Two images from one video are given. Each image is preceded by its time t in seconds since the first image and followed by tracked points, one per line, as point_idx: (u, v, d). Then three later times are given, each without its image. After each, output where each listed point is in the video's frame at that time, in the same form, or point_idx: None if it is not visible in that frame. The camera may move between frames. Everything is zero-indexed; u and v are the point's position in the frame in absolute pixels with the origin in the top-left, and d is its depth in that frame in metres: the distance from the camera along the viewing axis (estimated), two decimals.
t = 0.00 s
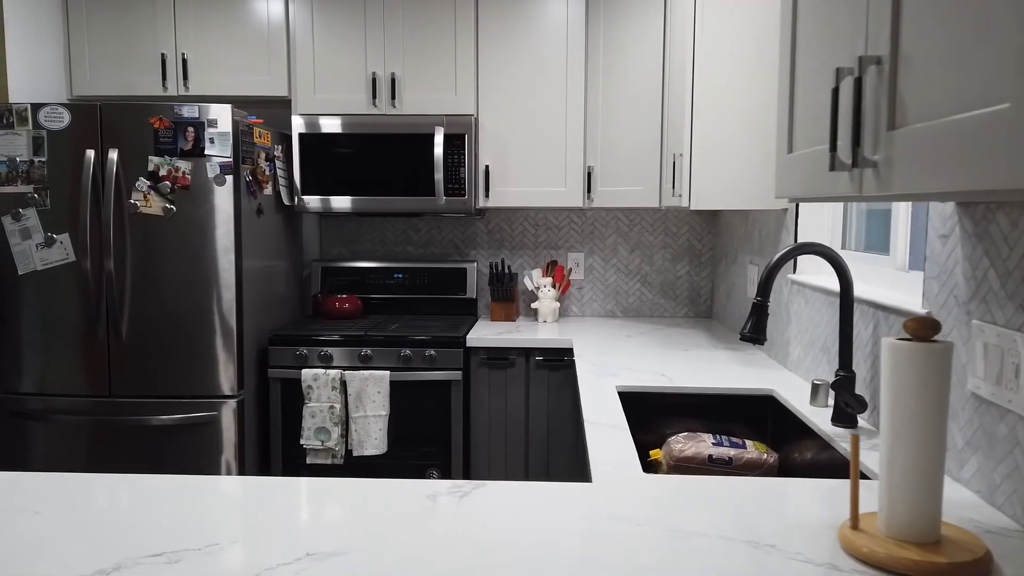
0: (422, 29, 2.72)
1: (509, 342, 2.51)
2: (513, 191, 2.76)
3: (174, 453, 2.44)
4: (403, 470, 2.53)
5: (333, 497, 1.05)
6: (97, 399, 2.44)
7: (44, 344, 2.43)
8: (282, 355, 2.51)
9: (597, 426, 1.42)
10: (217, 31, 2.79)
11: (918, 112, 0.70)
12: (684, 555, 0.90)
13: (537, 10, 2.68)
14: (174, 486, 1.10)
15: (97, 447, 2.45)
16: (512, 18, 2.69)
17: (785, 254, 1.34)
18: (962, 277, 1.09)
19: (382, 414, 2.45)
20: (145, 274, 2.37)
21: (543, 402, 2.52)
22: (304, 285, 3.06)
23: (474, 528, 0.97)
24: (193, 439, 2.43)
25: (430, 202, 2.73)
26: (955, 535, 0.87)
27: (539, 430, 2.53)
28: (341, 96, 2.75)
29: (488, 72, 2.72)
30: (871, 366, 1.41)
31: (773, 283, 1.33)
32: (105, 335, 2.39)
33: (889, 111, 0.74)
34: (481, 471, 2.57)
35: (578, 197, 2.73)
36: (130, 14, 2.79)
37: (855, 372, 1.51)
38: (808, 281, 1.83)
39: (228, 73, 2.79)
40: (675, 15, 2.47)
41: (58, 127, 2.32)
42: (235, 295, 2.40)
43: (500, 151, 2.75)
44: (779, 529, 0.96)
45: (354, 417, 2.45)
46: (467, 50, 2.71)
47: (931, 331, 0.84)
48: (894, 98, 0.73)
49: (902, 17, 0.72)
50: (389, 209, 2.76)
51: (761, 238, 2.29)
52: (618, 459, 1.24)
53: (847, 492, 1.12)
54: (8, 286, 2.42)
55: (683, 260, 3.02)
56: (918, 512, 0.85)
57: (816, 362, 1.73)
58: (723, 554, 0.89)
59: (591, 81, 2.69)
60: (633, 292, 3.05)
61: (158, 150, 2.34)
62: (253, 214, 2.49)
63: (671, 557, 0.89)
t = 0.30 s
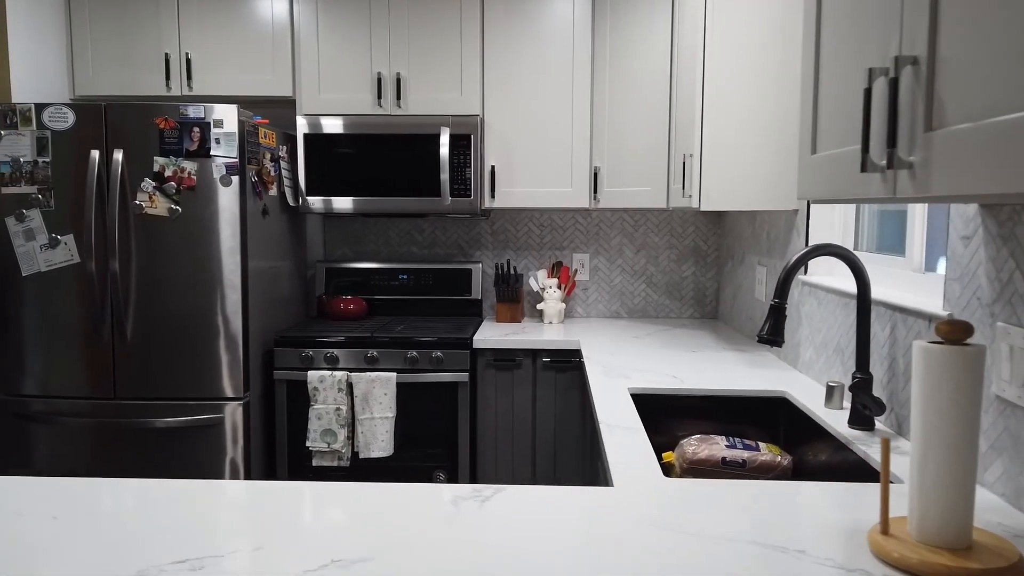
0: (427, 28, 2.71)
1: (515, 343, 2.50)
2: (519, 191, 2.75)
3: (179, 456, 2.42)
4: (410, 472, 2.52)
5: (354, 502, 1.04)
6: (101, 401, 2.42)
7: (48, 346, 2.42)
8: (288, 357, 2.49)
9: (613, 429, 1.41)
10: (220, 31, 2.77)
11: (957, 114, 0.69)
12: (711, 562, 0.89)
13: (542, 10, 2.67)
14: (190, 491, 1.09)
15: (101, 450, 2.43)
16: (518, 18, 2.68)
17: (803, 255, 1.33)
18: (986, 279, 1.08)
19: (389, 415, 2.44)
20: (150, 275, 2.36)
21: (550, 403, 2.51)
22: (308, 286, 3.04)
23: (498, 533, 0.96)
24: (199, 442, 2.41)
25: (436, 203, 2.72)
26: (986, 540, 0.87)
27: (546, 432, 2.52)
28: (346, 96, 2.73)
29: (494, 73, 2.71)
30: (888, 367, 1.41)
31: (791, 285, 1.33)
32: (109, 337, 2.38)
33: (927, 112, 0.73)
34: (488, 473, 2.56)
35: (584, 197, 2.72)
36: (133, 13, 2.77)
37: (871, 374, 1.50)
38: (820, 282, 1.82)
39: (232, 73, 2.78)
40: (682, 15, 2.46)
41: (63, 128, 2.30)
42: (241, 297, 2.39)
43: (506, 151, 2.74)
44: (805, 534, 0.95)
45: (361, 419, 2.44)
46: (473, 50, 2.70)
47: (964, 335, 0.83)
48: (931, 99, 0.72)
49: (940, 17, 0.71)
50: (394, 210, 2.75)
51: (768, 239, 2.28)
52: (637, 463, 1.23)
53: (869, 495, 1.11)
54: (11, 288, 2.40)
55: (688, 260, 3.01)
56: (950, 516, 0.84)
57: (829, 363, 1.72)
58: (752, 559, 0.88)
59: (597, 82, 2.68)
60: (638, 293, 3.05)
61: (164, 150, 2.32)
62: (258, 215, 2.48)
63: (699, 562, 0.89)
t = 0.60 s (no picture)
0: (436, 30, 2.70)
1: (525, 344, 2.50)
2: (528, 193, 2.74)
3: (188, 459, 2.42)
4: (419, 475, 2.51)
5: (377, 506, 1.04)
6: (111, 403, 2.42)
7: (57, 347, 2.41)
8: (297, 359, 2.49)
9: (631, 432, 1.40)
10: (229, 32, 2.77)
11: (994, 117, 0.69)
12: (740, 567, 0.88)
13: (552, 10, 2.66)
14: (211, 496, 1.09)
15: (110, 452, 2.43)
16: (527, 20, 2.68)
17: (822, 258, 1.32)
18: (1010, 282, 1.08)
19: (399, 417, 2.43)
20: (159, 277, 2.35)
21: (559, 405, 2.51)
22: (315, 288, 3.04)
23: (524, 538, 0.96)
24: (208, 444, 2.41)
25: (445, 205, 2.72)
26: (1017, 545, 0.86)
27: (556, 434, 2.52)
28: (355, 97, 2.73)
29: (503, 74, 2.71)
30: (907, 370, 1.40)
31: (810, 288, 1.32)
32: (119, 339, 2.37)
33: (963, 116, 0.73)
34: (498, 475, 2.55)
35: (593, 199, 2.72)
36: (141, 15, 2.77)
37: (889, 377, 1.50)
38: (834, 284, 1.82)
39: (240, 74, 2.78)
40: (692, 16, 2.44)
41: (73, 129, 2.30)
42: (251, 299, 2.38)
43: (515, 153, 2.74)
44: (833, 541, 0.95)
45: (370, 421, 2.43)
46: (482, 51, 2.69)
47: (996, 339, 0.83)
48: (967, 104, 0.72)
49: (976, 21, 0.71)
50: (403, 212, 2.75)
51: (779, 241, 2.28)
52: (657, 467, 1.23)
53: (893, 501, 1.10)
54: (21, 290, 2.40)
55: (697, 262, 3.01)
56: (983, 521, 0.83)
57: (845, 365, 1.72)
58: (781, 565, 0.88)
59: (607, 84, 2.68)
60: (647, 294, 3.05)
61: (174, 152, 2.32)
62: (268, 217, 2.48)
63: (726, 568, 0.88)
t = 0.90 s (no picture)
0: (445, 29, 2.69)
1: (535, 343, 2.49)
2: (537, 192, 2.74)
3: (197, 459, 2.41)
4: (429, 475, 2.51)
5: (403, 507, 1.03)
6: (120, 403, 2.41)
7: (65, 347, 2.40)
8: (306, 359, 2.48)
9: (650, 432, 1.40)
10: (236, 32, 2.76)
11: None
12: (771, 567, 0.88)
13: (561, 9, 2.66)
14: (235, 496, 1.08)
15: (118, 453, 2.42)
16: (536, 19, 2.67)
17: (843, 256, 1.32)
18: None
19: (408, 417, 2.43)
20: (168, 277, 2.34)
21: (569, 404, 2.50)
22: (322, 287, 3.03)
23: (553, 536, 0.95)
24: (218, 444, 2.40)
25: (453, 204, 2.71)
26: None
27: (566, 434, 2.51)
28: (363, 96, 2.72)
29: (511, 74, 2.70)
30: (927, 369, 1.40)
31: (831, 286, 1.32)
32: (128, 338, 2.37)
33: (1004, 113, 0.72)
34: (508, 476, 2.55)
35: (602, 198, 2.71)
36: (148, 13, 2.76)
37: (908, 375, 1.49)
38: (848, 283, 1.81)
39: (248, 74, 2.77)
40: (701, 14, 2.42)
41: (81, 128, 2.29)
42: (260, 298, 2.38)
43: (523, 152, 2.73)
44: (866, 541, 0.94)
45: (380, 421, 2.42)
46: (490, 51, 2.69)
47: None
48: (1010, 100, 0.72)
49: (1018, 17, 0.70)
50: (411, 211, 2.74)
51: (790, 240, 2.27)
52: (680, 466, 1.22)
53: (920, 500, 1.10)
54: (28, 289, 2.39)
55: (705, 261, 3.00)
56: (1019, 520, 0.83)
57: (860, 364, 1.71)
58: (813, 565, 0.88)
59: (616, 83, 2.68)
60: (654, 293, 3.04)
61: (183, 151, 2.31)
62: (276, 216, 2.47)
63: (758, 568, 0.88)
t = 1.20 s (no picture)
0: (454, 28, 2.69)
1: (545, 343, 2.49)
2: (546, 192, 2.73)
3: (207, 459, 2.40)
4: (439, 475, 2.50)
5: (432, 508, 1.03)
6: (129, 404, 2.40)
7: (74, 347, 2.40)
8: (316, 359, 2.47)
9: (671, 432, 1.40)
10: (245, 31, 2.75)
11: None
12: (807, 567, 0.88)
13: (570, 8, 2.65)
14: (262, 497, 1.08)
15: (128, 453, 2.41)
16: (545, 19, 2.67)
17: (865, 256, 1.32)
18: None
19: (419, 417, 2.42)
20: (177, 277, 2.33)
21: (579, 405, 2.50)
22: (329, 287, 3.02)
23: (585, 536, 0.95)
24: (228, 444, 2.39)
25: (463, 204, 2.71)
26: None
27: (576, 434, 2.51)
28: (372, 96, 2.72)
29: (521, 74, 2.70)
30: (948, 369, 1.40)
31: (853, 286, 1.32)
32: (137, 338, 2.36)
33: None
34: (518, 477, 2.55)
35: (612, 198, 2.71)
36: (156, 13, 2.75)
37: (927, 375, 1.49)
38: (863, 282, 1.81)
39: (256, 73, 2.76)
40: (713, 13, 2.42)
41: (91, 128, 2.28)
42: (271, 298, 2.37)
43: (533, 152, 2.73)
44: (898, 542, 0.94)
45: (391, 421, 2.42)
46: (500, 50, 2.68)
47: None
48: None
49: None
50: (420, 211, 2.74)
51: (802, 240, 2.27)
52: (704, 467, 1.22)
53: (947, 500, 1.10)
54: (37, 290, 2.38)
55: (713, 261, 3.00)
56: None
57: (877, 364, 1.71)
58: (849, 565, 0.88)
59: (625, 83, 2.67)
60: (662, 293, 3.04)
61: (194, 150, 2.30)
62: (286, 215, 2.46)
63: (794, 568, 0.88)
